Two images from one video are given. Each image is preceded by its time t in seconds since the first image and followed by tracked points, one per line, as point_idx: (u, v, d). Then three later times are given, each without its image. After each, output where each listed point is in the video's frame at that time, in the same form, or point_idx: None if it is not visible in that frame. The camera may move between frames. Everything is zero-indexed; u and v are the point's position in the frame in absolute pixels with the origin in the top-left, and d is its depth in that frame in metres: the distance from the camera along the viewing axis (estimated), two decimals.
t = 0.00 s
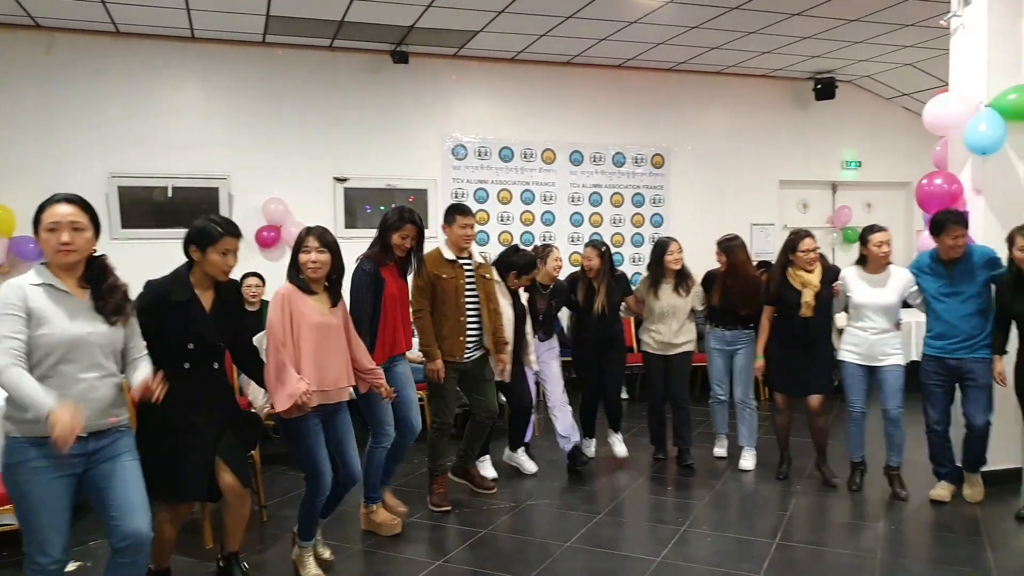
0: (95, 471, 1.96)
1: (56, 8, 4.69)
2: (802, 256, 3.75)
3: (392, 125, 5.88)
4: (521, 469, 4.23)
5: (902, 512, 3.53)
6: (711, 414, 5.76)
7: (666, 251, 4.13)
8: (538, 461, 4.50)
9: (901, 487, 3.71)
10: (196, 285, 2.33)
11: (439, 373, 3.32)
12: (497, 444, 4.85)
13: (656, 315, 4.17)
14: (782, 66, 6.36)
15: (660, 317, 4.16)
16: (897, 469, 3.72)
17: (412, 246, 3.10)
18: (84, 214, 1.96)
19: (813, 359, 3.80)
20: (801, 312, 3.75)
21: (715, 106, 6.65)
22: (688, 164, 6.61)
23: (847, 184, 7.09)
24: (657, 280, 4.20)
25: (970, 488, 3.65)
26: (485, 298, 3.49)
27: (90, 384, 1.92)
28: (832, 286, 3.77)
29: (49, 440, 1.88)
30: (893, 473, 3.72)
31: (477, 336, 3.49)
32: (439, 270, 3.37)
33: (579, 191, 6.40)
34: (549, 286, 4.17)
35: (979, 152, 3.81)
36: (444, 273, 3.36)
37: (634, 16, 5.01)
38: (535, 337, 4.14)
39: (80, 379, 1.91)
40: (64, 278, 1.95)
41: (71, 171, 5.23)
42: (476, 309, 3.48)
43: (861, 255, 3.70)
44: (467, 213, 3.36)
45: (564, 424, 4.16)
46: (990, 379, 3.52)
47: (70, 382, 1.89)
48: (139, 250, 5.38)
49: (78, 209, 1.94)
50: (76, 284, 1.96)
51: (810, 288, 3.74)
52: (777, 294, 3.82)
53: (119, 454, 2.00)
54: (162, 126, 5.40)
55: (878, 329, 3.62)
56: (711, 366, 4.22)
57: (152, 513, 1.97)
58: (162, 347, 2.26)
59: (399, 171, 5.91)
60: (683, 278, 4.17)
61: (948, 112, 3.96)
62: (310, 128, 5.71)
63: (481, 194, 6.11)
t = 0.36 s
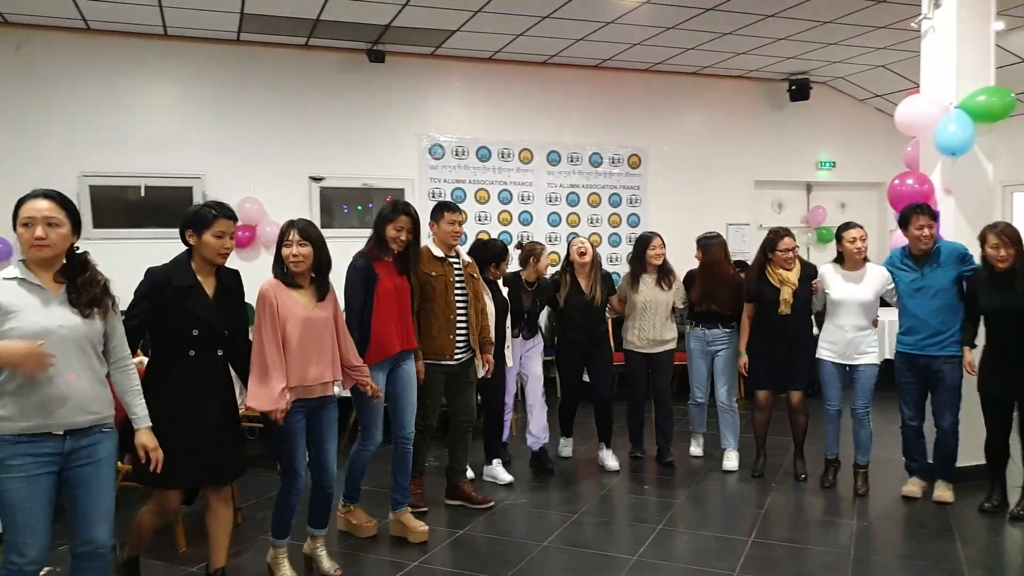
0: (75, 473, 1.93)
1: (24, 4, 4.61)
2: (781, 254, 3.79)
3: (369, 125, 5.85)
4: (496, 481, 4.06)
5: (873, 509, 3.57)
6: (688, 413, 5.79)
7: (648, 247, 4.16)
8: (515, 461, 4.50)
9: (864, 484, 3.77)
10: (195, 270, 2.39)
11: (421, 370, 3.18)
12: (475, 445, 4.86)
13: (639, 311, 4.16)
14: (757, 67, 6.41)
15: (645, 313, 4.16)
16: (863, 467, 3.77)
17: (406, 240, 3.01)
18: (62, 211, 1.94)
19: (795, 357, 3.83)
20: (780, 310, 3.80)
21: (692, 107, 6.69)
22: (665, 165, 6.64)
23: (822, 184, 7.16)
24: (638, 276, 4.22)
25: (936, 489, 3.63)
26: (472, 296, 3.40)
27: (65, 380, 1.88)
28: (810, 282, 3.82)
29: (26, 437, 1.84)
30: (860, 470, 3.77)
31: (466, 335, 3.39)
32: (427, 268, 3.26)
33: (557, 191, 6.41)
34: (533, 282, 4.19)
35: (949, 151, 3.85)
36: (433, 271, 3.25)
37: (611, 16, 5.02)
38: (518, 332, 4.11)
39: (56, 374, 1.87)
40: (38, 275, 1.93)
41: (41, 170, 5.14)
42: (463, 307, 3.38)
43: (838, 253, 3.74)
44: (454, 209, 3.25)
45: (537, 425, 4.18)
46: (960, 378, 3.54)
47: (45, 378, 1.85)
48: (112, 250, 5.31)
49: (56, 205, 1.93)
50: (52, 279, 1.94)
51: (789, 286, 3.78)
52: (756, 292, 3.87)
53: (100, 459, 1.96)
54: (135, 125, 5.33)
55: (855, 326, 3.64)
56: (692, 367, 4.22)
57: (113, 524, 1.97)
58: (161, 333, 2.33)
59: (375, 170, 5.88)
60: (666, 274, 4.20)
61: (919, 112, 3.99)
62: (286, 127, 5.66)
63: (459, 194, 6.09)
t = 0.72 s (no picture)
0: (53, 472, 1.91)
1: None
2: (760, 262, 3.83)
3: (345, 125, 5.82)
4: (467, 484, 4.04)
5: (846, 508, 3.60)
6: (664, 413, 5.82)
7: (638, 247, 4.11)
8: (492, 462, 4.50)
9: (840, 483, 3.80)
10: (187, 275, 2.38)
11: (419, 376, 3.17)
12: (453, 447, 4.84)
13: (627, 311, 4.13)
14: (733, 70, 6.47)
15: (633, 312, 4.12)
16: (838, 467, 3.80)
17: (399, 231, 2.95)
18: (48, 212, 1.92)
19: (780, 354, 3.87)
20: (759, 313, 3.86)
21: (669, 109, 6.73)
22: (642, 166, 6.67)
23: (797, 186, 7.23)
24: (630, 275, 4.17)
25: (908, 488, 3.66)
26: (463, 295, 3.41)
27: (45, 381, 1.85)
28: (791, 284, 3.85)
29: (4, 435, 1.82)
30: (834, 470, 3.81)
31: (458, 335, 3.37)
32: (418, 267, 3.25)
33: (535, 192, 6.41)
34: (520, 280, 4.12)
35: (920, 154, 3.90)
36: (424, 270, 3.24)
37: (588, 18, 5.04)
38: (509, 334, 4.03)
39: (35, 373, 1.84)
40: (22, 275, 1.90)
41: (10, 170, 5.06)
42: (455, 306, 3.38)
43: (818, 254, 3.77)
44: (447, 209, 3.27)
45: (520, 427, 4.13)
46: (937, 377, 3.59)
47: (24, 377, 1.83)
48: (84, 251, 5.23)
49: (41, 205, 1.90)
50: (35, 280, 1.91)
51: (767, 290, 3.82)
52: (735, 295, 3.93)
53: (78, 459, 1.94)
54: (107, 124, 5.26)
55: (836, 324, 3.68)
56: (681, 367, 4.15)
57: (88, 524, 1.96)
58: (155, 333, 2.29)
59: (351, 171, 5.85)
60: (655, 274, 4.16)
61: (889, 116, 4.05)
62: (261, 127, 5.62)
63: (437, 195, 6.08)
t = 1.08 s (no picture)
0: (25, 476, 1.88)
1: None
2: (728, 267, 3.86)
3: (323, 125, 5.79)
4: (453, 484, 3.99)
5: (819, 506, 3.64)
6: (642, 412, 5.85)
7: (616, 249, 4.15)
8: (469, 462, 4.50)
9: (813, 481, 3.85)
10: (167, 280, 2.32)
11: (400, 380, 3.17)
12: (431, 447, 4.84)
13: (608, 311, 4.14)
14: (710, 71, 6.52)
15: (614, 313, 4.13)
16: (810, 466, 3.85)
17: (375, 231, 2.96)
18: (23, 217, 1.89)
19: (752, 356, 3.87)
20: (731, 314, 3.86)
21: (647, 110, 6.76)
22: (621, 167, 6.70)
23: (773, 187, 7.30)
24: (609, 278, 4.23)
25: (881, 486, 3.70)
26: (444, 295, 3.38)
27: (17, 386, 1.84)
28: (760, 286, 3.88)
29: None
30: (807, 468, 3.85)
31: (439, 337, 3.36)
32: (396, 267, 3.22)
33: (513, 193, 6.42)
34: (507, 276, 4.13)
35: (892, 156, 3.95)
36: (402, 271, 3.21)
37: (566, 19, 5.05)
38: (496, 328, 4.02)
39: (7, 378, 1.83)
40: None
41: None
42: (434, 306, 3.36)
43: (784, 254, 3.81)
44: (425, 211, 3.23)
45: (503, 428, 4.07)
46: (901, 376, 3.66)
47: None
48: (57, 252, 5.16)
49: (16, 210, 1.87)
50: (10, 285, 1.88)
51: (737, 292, 3.83)
52: (707, 298, 3.95)
53: (52, 463, 1.91)
54: (79, 123, 5.20)
55: (807, 325, 3.72)
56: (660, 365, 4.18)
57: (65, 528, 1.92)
58: (134, 337, 2.22)
59: (328, 171, 5.83)
60: (637, 276, 4.19)
61: (863, 118, 4.09)
62: (237, 127, 5.58)
63: (415, 195, 6.07)
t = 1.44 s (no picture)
0: None
1: None
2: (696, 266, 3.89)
3: (299, 125, 5.76)
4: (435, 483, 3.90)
5: (792, 504, 3.68)
6: (619, 412, 5.87)
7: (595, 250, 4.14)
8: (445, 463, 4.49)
9: (785, 479, 3.89)
10: (139, 275, 2.27)
11: (376, 379, 3.20)
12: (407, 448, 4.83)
13: (584, 310, 4.16)
14: (686, 73, 6.56)
15: (590, 313, 4.16)
16: (781, 464, 3.89)
17: (346, 232, 2.95)
18: None
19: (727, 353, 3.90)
20: (700, 312, 3.91)
21: (624, 111, 6.80)
22: (598, 168, 6.72)
23: (749, 188, 7.37)
24: (588, 279, 4.24)
25: (850, 483, 3.76)
26: (416, 298, 3.35)
27: None
28: (731, 286, 3.92)
29: None
30: (778, 467, 3.89)
31: (407, 340, 3.38)
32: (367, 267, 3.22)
33: (491, 193, 6.42)
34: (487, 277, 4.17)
35: (863, 158, 4.00)
36: (374, 272, 3.21)
37: (544, 19, 5.06)
38: (474, 329, 4.05)
39: None
40: None
41: None
42: (404, 309, 3.35)
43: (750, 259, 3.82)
44: (401, 213, 3.22)
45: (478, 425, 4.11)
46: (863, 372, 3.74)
47: None
48: (27, 252, 5.09)
49: None
50: None
51: (705, 291, 3.88)
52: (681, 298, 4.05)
53: (11, 463, 1.90)
54: (51, 121, 5.12)
55: (775, 327, 3.74)
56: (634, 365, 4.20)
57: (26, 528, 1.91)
58: (105, 331, 2.19)
59: (304, 171, 5.79)
60: (614, 278, 4.18)
61: (835, 121, 4.14)
62: (212, 126, 5.53)
63: (393, 195, 6.05)
